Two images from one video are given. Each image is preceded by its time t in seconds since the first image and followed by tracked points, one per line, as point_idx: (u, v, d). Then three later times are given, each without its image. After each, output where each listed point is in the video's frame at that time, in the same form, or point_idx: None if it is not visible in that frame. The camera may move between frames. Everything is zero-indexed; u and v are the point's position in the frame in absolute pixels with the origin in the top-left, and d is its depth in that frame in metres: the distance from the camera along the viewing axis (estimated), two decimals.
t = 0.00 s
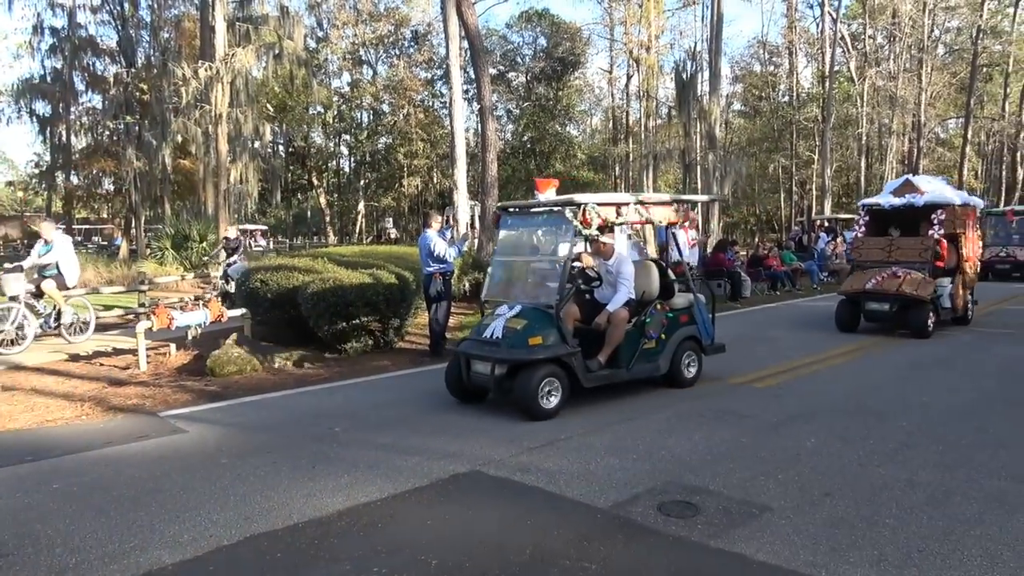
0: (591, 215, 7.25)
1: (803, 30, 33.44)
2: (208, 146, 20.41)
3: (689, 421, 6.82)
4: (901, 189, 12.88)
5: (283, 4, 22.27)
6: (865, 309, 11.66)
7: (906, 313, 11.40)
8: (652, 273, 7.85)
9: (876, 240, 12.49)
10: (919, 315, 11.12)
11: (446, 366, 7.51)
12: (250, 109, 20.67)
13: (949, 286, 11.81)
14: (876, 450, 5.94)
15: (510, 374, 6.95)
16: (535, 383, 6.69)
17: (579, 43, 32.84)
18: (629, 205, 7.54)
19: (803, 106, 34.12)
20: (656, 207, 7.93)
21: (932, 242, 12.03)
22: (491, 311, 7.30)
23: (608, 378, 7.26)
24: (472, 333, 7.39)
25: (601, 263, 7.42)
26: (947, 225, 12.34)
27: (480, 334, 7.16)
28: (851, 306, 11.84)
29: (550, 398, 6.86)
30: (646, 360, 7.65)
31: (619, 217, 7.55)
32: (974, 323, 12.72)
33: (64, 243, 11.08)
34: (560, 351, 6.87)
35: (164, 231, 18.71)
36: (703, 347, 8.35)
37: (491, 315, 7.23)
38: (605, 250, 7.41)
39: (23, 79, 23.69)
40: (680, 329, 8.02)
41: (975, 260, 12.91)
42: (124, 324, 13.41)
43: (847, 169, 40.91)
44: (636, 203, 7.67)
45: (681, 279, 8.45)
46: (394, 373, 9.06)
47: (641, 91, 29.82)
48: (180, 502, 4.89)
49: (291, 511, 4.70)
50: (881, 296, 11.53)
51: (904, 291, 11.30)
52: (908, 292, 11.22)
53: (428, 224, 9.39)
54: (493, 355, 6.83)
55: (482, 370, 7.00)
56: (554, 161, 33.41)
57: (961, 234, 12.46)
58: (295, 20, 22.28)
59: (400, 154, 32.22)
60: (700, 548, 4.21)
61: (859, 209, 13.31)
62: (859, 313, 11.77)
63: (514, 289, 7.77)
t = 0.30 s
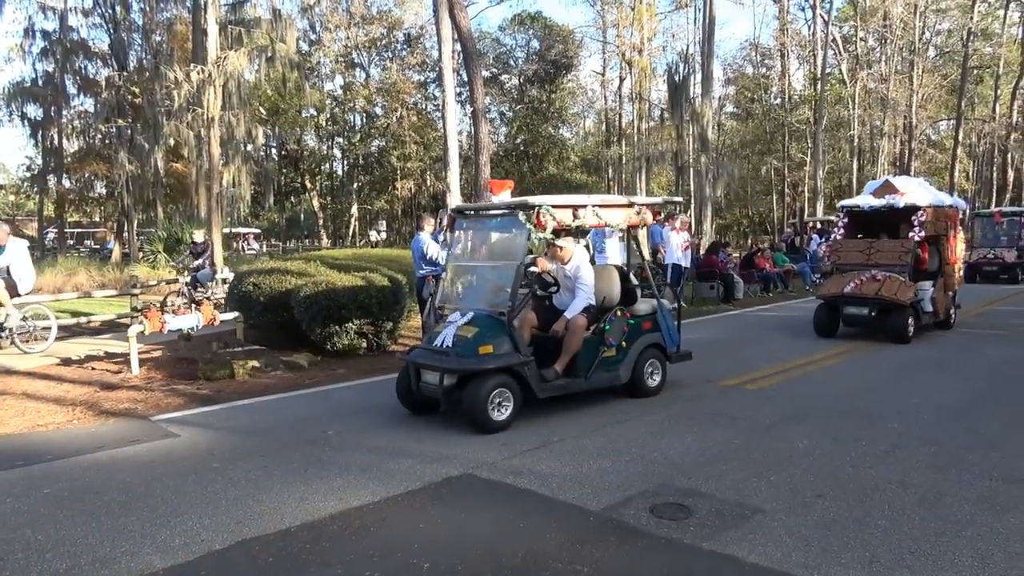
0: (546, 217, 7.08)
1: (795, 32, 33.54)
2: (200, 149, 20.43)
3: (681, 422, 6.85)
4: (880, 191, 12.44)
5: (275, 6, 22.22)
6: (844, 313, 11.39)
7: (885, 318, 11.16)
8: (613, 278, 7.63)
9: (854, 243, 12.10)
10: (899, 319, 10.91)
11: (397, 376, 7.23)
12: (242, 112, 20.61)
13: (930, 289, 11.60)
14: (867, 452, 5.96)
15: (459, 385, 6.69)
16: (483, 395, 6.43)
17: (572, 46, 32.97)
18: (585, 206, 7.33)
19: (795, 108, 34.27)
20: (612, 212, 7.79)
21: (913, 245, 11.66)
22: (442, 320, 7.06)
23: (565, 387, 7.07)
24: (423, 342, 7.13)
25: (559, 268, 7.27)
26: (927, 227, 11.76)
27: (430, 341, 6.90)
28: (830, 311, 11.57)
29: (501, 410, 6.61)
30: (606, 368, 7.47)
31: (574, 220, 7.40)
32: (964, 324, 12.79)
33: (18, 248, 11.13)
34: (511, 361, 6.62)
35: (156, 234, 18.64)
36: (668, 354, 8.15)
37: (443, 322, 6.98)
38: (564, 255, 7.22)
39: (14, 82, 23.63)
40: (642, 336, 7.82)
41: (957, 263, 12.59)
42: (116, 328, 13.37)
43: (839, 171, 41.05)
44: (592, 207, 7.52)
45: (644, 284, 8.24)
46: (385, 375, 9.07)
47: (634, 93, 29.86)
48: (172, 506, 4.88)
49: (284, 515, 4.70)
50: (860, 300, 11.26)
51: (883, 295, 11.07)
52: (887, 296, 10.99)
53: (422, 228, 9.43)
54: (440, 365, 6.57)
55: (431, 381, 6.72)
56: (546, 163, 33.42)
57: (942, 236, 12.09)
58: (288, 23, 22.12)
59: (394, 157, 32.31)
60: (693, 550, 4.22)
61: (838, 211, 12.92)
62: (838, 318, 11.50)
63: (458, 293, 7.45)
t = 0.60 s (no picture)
0: (487, 221, 6.86)
1: (779, 37, 33.76)
2: (184, 151, 20.39)
3: (663, 426, 6.88)
4: (851, 195, 12.33)
5: (261, 8, 22.10)
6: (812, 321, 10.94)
7: (854, 326, 10.78)
8: (562, 284, 7.36)
9: (823, 248, 11.89)
10: (868, 328, 10.52)
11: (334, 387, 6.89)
12: (226, 113, 20.52)
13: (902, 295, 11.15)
14: (847, 455, 6.00)
15: (395, 397, 6.35)
16: (417, 407, 6.10)
17: (558, 50, 33.06)
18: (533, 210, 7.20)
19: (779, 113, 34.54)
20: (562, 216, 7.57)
21: (882, 250, 11.37)
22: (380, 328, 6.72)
23: (508, 399, 6.74)
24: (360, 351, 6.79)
25: (503, 274, 6.98)
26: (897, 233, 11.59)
27: (367, 351, 6.56)
28: (798, 318, 11.17)
29: (437, 424, 6.27)
30: (552, 379, 7.14)
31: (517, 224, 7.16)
32: (945, 329, 12.92)
33: None
34: (448, 372, 6.29)
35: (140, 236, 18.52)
36: (621, 365, 7.81)
37: (381, 330, 6.64)
38: (510, 260, 6.96)
39: None
40: (593, 345, 7.49)
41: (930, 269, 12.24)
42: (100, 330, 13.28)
43: (823, 175, 41.39)
44: (538, 211, 7.33)
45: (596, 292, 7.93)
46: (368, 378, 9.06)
47: (619, 98, 29.96)
48: (153, 511, 4.85)
49: (264, 519, 4.68)
50: (828, 307, 10.84)
51: (851, 302, 10.68)
52: (855, 305, 10.61)
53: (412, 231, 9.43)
54: (374, 376, 6.23)
55: (366, 392, 6.39)
56: (532, 166, 33.48)
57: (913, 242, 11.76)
58: (273, 24, 22.03)
59: (380, 159, 32.28)
60: (675, 554, 4.24)
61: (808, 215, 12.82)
62: (806, 325, 11.08)
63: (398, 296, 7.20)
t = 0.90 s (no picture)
0: (425, 224, 6.50)
1: (766, 44, 33.94)
2: (168, 149, 20.24)
3: (646, 430, 6.88)
4: (820, 200, 11.98)
5: (247, 6, 21.95)
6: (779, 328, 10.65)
7: (822, 334, 10.50)
8: (509, 290, 7.14)
9: (792, 254, 11.45)
10: (836, 336, 10.22)
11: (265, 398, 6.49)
12: (211, 112, 20.37)
13: (872, 304, 11.00)
14: (828, 460, 6.02)
15: (324, 410, 5.98)
16: (345, 422, 5.72)
17: (547, 53, 33.09)
18: (476, 210, 6.70)
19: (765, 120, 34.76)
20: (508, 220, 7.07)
21: (851, 258, 11.02)
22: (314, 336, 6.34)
23: (448, 412, 6.40)
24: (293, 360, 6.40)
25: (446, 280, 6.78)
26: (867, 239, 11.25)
27: (298, 360, 6.20)
28: (765, 326, 10.88)
29: (369, 439, 5.89)
30: (497, 391, 6.81)
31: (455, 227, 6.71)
32: (928, 334, 13.01)
33: None
34: (381, 384, 5.93)
35: (122, 235, 18.34)
36: (572, 376, 7.50)
37: (314, 339, 6.27)
38: (455, 264, 6.70)
39: None
40: (541, 354, 7.18)
41: (900, 276, 11.92)
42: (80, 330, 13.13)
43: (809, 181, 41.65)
44: (482, 213, 6.85)
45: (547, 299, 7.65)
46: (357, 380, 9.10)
47: (607, 101, 29.99)
48: (131, 514, 4.80)
49: (244, 522, 4.64)
50: (795, 315, 10.56)
51: (818, 310, 10.41)
52: (823, 312, 10.34)
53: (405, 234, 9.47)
54: (302, 387, 5.85)
55: (294, 405, 6.01)
56: (520, 169, 33.49)
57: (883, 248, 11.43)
58: (260, 23, 21.88)
59: (367, 160, 32.21)
60: (655, 558, 4.23)
61: (777, 219, 12.49)
62: (773, 333, 10.77)
63: (332, 305, 6.66)
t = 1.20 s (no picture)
0: (351, 226, 5.68)
1: (747, 51, 34.25)
2: (147, 148, 20.02)
3: (625, 434, 6.89)
4: (785, 204, 11.68)
5: (229, 5, 21.81)
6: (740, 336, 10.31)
7: (784, 343, 10.16)
8: (447, 298, 6.67)
9: (756, 260, 11.29)
10: (800, 344, 9.91)
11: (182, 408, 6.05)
12: (191, 112, 20.20)
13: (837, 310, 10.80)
14: (804, 463, 6.07)
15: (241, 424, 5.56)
16: (259, 438, 5.30)
17: (530, 56, 33.09)
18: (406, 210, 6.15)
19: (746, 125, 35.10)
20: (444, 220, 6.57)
21: (815, 263, 10.77)
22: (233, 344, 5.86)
23: (375, 427, 6.00)
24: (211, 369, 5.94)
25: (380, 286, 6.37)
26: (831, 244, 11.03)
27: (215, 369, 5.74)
28: (728, 334, 10.55)
29: (288, 455, 5.48)
30: (431, 403, 6.42)
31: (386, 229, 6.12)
32: (903, 339, 13.17)
33: None
34: (301, 398, 5.50)
35: (98, 235, 18.08)
36: (514, 387, 7.12)
37: (232, 346, 5.80)
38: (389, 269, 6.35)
39: None
40: (481, 364, 6.77)
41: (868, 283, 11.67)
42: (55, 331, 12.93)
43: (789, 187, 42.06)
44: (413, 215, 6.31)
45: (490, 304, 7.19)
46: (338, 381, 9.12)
47: (590, 105, 30.08)
48: (104, 519, 4.75)
49: (218, 527, 4.59)
50: (757, 323, 10.21)
51: (781, 318, 10.07)
52: (784, 320, 10.00)
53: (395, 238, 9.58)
54: (214, 399, 5.41)
55: (210, 417, 5.59)
56: (503, 172, 33.56)
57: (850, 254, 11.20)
58: (241, 23, 21.77)
59: (349, 162, 32.13)
60: (632, 562, 4.24)
61: (740, 224, 12.02)
62: (736, 341, 10.44)
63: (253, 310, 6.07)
